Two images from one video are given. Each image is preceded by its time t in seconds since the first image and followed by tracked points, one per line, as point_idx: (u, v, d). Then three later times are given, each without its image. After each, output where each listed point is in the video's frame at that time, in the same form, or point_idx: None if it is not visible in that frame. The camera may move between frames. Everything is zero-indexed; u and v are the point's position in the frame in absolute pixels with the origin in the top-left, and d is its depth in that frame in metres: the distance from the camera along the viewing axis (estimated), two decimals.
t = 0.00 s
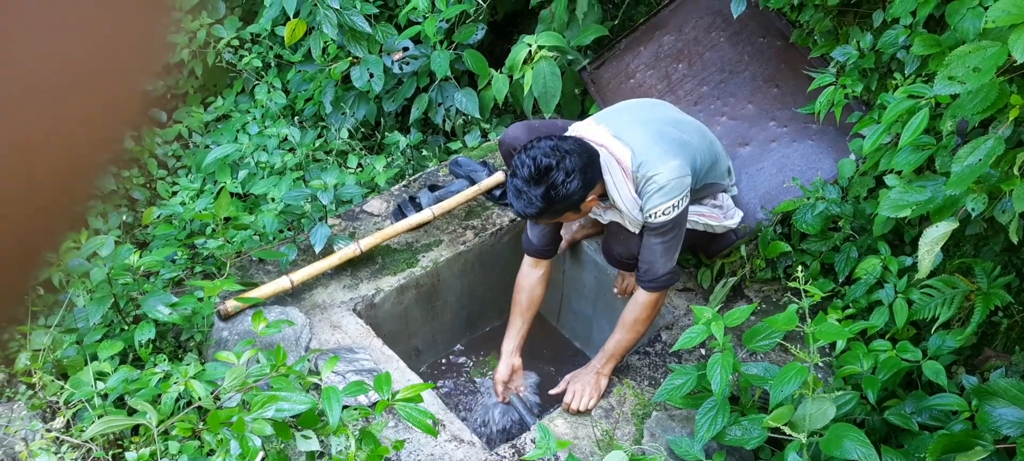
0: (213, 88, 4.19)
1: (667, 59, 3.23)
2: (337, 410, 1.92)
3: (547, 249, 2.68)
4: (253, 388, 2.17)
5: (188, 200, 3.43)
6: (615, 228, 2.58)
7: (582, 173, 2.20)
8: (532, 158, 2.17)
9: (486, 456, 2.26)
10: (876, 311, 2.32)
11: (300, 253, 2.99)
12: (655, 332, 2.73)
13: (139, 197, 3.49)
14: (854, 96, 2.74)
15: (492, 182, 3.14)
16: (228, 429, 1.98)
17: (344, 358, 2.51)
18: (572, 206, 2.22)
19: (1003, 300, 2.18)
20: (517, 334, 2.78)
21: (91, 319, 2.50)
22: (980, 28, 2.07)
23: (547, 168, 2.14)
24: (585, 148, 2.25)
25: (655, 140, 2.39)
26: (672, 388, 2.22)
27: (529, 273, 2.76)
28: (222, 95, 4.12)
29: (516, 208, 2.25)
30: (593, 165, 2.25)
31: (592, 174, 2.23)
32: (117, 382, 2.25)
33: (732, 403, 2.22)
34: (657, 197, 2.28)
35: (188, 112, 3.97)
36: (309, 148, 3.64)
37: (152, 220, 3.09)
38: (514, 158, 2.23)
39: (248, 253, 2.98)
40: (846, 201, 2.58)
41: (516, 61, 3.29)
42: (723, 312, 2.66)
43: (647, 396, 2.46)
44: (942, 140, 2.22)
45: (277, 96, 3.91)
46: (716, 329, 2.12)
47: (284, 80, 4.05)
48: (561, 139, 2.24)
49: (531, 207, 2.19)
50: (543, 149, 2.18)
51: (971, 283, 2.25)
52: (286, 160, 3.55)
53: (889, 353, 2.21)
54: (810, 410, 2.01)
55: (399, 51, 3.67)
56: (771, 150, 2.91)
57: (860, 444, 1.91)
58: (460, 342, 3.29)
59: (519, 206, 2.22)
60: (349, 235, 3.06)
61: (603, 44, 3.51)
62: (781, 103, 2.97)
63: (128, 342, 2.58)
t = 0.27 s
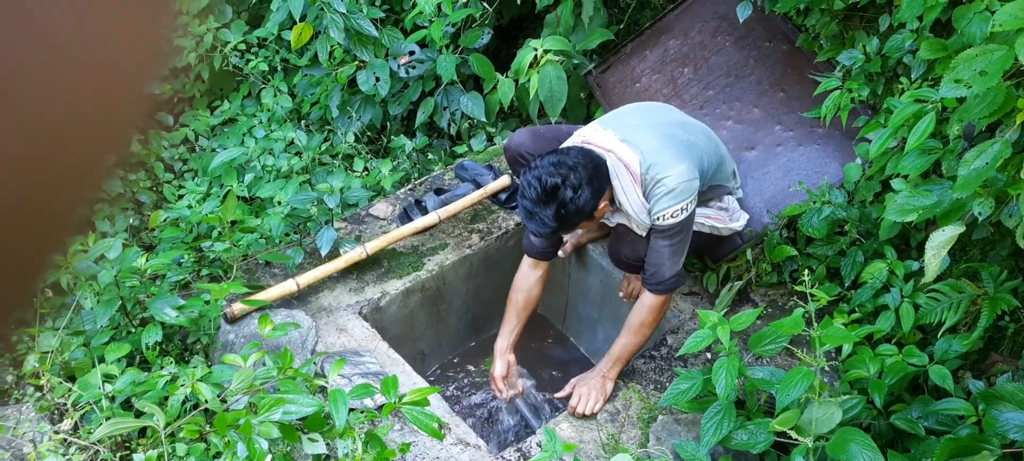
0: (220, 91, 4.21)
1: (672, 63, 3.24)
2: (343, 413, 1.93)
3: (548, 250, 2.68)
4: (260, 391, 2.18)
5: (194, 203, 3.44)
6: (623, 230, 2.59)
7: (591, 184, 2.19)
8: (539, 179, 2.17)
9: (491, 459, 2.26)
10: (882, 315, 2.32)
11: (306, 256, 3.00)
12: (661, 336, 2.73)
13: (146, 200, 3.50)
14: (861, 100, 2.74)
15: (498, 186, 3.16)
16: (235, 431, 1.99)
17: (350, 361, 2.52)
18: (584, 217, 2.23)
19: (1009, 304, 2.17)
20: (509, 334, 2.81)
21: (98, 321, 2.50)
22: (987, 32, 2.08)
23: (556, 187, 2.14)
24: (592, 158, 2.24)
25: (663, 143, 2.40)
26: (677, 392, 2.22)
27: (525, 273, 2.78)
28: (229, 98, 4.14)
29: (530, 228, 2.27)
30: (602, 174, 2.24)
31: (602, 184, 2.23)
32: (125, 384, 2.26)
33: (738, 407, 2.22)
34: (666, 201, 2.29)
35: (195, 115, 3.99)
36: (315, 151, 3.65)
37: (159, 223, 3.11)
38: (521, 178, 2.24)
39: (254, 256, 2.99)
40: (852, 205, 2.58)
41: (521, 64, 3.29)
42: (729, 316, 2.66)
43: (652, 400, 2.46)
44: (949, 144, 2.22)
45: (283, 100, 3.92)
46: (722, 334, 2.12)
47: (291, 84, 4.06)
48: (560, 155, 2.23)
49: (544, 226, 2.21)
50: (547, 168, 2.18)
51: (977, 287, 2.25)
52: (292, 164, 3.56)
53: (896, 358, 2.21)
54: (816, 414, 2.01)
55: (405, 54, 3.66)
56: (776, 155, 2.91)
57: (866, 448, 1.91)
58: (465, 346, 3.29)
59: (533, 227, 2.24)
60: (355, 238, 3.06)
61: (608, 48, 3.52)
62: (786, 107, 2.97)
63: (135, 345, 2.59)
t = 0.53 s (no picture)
0: (224, 94, 4.21)
1: (676, 67, 3.24)
2: (348, 415, 1.94)
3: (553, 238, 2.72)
4: (264, 393, 2.18)
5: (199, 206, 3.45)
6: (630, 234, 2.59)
7: (600, 190, 2.21)
8: (548, 187, 2.19)
9: None
10: (886, 319, 2.32)
11: (311, 259, 3.00)
12: (665, 340, 2.73)
13: (151, 202, 3.51)
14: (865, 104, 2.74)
15: (502, 190, 3.14)
16: (241, 433, 2.00)
17: (355, 363, 2.52)
18: (593, 223, 2.24)
19: (1015, 308, 2.17)
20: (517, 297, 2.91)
21: (103, 323, 2.51)
22: (992, 36, 2.08)
23: (564, 195, 2.16)
24: (601, 164, 2.25)
25: (671, 147, 2.40)
26: (681, 395, 2.22)
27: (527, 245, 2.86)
28: (233, 101, 4.15)
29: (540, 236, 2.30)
30: (611, 178, 2.25)
31: (610, 189, 2.24)
32: (130, 385, 2.27)
33: (742, 411, 2.22)
34: (675, 204, 2.29)
35: (199, 118, 4.00)
36: (320, 154, 3.66)
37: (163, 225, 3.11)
38: (530, 184, 2.26)
39: (259, 258, 3.00)
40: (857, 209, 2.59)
41: (526, 68, 3.31)
42: (733, 320, 2.65)
43: (656, 403, 2.46)
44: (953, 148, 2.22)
45: (288, 103, 3.92)
46: (726, 337, 2.12)
47: (295, 87, 4.07)
48: (570, 160, 2.25)
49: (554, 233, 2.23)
50: (557, 175, 2.20)
51: (982, 291, 2.25)
52: (297, 166, 3.57)
53: (900, 362, 2.20)
54: (821, 418, 2.01)
55: (410, 58, 3.70)
56: (781, 159, 2.91)
57: (871, 452, 1.91)
58: (469, 349, 3.29)
59: (543, 235, 2.27)
60: (359, 241, 3.07)
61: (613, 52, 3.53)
62: (791, 111, 2.97)
63: (139, 347, 2.59)
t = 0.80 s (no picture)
0: (225, 96, 4.22)
1: (677, 70, 3.25)
2: (348, 416, 1.94)
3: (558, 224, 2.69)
4: (264, 394, 2.18)
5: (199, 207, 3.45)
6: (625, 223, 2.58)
7: (594, 173, 2.20)
8: (544, 153, 2.18)
9: None
10: (886, 322, 2.32)
11: (311, 260, 3.00)
12: (665, 342, 2.73)
13: (152, 203, 3.51)
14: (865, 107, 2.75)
15: (503, 191, 3.16)
16: (240, 434, 2.00)
17: (355, 365, 2.52)
18: (579, 201, 2.25)
19: (1014, 312, 2.17)
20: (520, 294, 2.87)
21: (103, 324, 2.52)
22: (992, 40, 2.08)
23: (557, 166, 2.16)
24: (604, 146, 2.24)
25: (677, 143, 2.39)
26: (681, 397, 2.22)
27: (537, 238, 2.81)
28: (234, 103, 4.15)
29: (524, 196, 2.32)
30: (609, 163, 2.25)
31: (606, 174, 2.24)
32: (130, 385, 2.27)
33: (742, 413, 2.22)
34: (672, 199, 2.28)
35: (200, 120, 4.00)
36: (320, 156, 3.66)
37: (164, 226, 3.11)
38: (530, 145, 2.25)
39: (259, 260, 3.00)
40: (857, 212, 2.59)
41: (526, 70, 3.31)
42: (733, 322, 2.65)
43: (656, 406, 2.46)
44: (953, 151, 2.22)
45: (289, 104, 3.93)
46: (725, 339, 2.12)
47: (296, 89, 4.07)
48: (577, 133, 2.24)
49: (537, 197, 2.24)
50: (557, 143, 2.18)
51: (982, 295, 2.25)
52: (297, 168, 3.57)
53: (900, 365, 2.20)
54: (820, 420, 2.01)
55: (411, 59, 3.69)
56: (780, 162, 2.91)
57: (870, 455, 1.91)
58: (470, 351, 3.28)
59: (526, 194, 2.29)
60: (360, 243, 3.07)
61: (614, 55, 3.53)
62: (791, 114, 2.98)
63: (139, 347, 2.59)
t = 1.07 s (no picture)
0: (220, 94, 4.21)
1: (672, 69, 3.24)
2: (340, 416, 1.93)
3: (567, 160, 2.65)
4: (256, 393, 2.18)
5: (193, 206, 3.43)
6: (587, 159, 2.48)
7: (561, 88, 2.03)
8: (517, 49, 2.01)
9: None
10: (881, 322, 2.31)
11: (305, 259, 2.99)
12: (659, 342, 2.72)
13: (145, 201, 3.50)
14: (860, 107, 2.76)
15: (497, 190, 3.15)
16: (231, 432, 2.00)
17: (348, 364, 2.51)
18: (538, 107, 2.09)
19: (1008, 311, 2.17)
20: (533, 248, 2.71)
21: (95, 323, 2.51)
22: (986, 38, 2.08)
23: (523, 63, 1.99)
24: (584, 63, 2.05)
25: (667, 80, 2.18)
26: (675, 397, 2.21)
27: (551, 187, 2.73)
28: (228, 101, 4.14)
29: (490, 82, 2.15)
30: (584, 83, 2.06)
31: (575, 93, 2.06)
32: (121, 384, 2.26)
33: (735, 413, 2.22)
34: (645, 139, 2.10)
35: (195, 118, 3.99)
36: (314, 154, 3.65)
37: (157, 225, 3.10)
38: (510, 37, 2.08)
39: (252, 258, 2.98)
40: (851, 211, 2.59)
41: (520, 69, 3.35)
42: (727, 322, 2.65)
43: (650, 405, 2.45)
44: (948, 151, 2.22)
45: (283, 103, 3.91)
46: (718, 338, 2.12)
47: (291, 87, 4.05)
48: (566, 43, 2.05)
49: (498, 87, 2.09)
50: (538, 42, 2.01)
51: (976, 294, 2.25)
52: (291, 166, 3.56)
53: (894, 365, 2.20)
54: (813, 420, 2.00)
55: (405, 58, 3.67)
56: (777, 160, 2.90)
57: (863, 454, 1.91)
58: (464, 352, 3.27)
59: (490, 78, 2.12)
60: (354, 242, 3.06)
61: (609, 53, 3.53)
62: (786, 114, 2.97)
63: (131, 346, 2.58)
